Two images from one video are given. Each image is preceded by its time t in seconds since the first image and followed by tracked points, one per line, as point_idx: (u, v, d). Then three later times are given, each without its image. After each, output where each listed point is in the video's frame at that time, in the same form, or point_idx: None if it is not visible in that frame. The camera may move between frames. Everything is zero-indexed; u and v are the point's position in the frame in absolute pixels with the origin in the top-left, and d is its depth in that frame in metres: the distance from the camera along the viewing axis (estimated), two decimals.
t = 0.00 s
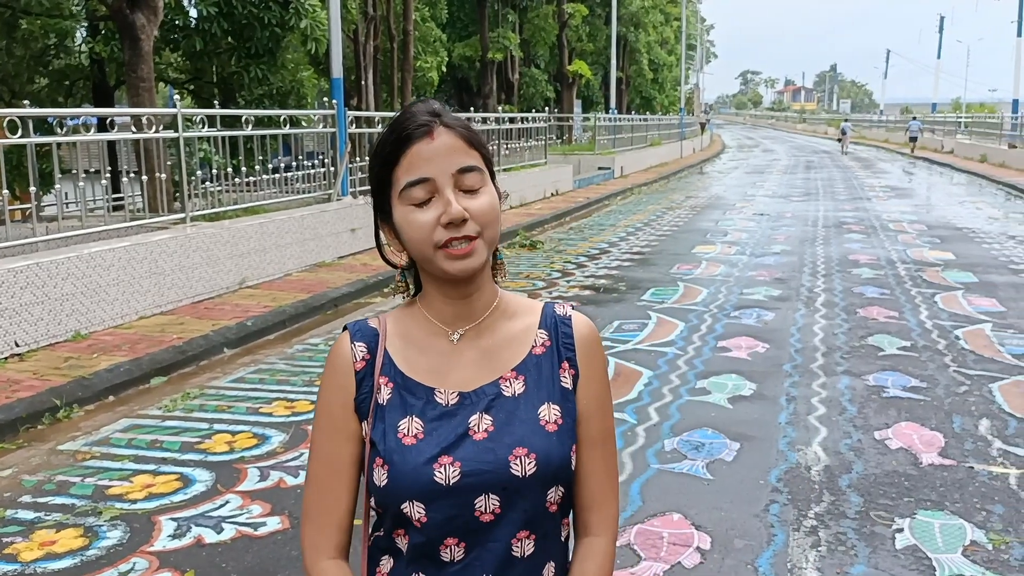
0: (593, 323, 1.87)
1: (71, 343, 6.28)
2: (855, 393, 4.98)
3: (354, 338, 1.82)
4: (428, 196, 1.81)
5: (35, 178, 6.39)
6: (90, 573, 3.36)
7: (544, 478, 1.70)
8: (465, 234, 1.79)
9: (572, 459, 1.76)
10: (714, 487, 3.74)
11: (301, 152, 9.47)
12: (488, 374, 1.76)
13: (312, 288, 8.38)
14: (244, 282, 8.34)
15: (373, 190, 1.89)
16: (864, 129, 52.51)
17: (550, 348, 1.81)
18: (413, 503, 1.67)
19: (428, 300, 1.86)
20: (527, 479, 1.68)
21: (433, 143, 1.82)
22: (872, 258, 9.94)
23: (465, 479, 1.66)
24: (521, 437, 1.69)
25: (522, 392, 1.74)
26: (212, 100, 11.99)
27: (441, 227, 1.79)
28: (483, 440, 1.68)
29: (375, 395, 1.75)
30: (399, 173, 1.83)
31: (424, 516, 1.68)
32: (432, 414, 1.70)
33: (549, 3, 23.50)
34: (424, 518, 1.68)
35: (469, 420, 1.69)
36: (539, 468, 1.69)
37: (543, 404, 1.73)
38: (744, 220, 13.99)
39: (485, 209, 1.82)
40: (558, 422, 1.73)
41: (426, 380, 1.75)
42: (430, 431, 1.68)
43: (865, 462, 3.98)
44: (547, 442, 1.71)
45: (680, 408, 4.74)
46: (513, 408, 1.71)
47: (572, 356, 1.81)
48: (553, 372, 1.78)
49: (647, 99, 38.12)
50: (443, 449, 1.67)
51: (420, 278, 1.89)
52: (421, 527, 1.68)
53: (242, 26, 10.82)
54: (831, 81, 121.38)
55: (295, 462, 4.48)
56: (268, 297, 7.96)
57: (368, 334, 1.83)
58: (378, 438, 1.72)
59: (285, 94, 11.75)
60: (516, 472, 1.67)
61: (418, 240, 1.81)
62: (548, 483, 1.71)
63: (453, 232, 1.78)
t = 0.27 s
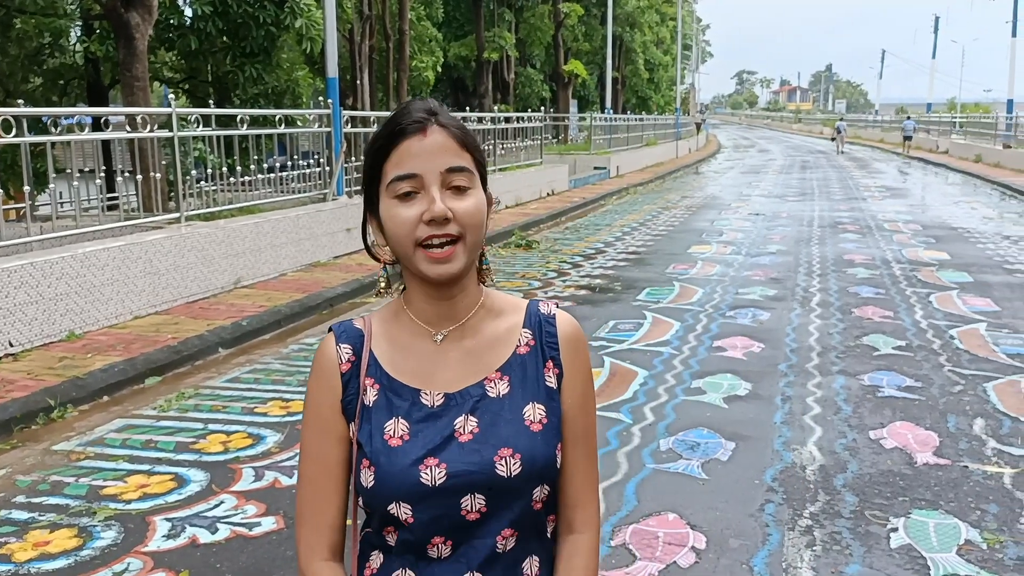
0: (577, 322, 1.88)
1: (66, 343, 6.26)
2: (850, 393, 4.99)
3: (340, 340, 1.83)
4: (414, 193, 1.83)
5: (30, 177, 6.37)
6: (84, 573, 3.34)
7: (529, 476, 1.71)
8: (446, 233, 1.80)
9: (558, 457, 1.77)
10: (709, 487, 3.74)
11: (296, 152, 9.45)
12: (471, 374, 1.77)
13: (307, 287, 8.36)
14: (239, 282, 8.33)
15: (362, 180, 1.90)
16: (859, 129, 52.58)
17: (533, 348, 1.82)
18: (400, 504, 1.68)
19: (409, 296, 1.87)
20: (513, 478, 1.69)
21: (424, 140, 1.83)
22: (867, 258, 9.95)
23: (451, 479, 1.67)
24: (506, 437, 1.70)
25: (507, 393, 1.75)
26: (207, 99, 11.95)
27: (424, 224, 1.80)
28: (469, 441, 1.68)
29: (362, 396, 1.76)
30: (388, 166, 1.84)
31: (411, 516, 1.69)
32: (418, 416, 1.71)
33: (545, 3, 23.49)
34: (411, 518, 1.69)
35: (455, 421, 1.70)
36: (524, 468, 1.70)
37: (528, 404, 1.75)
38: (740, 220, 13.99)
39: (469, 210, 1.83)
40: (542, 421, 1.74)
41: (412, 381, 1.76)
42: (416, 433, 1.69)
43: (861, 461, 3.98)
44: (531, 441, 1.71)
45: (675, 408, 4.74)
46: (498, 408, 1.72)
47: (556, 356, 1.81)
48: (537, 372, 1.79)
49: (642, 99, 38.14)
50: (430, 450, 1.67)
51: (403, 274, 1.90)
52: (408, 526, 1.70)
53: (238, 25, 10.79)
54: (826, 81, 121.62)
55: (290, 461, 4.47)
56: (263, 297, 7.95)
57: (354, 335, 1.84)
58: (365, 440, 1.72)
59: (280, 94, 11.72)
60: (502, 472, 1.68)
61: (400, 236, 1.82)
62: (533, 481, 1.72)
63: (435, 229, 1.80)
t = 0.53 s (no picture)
0: (564, 317, 1.87)
1: (57, 344, 6.23)
2: (842, 393, 5.00)
3: (328, 340, 1.81)
4: (416, 201, 1.81)
5: (21, 177, 6.33)
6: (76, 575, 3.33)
7: (519, 468, 1.70)
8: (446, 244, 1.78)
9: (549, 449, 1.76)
10: (702, 487, 3.74)
11: (289, 152, 9.43)
12: (460, 369, 1.75)
13: (300, 288, 8.34)
14: (232, 282, 8.30)
15: (362, 178, 1.87)
16: (852, 130, 52.74)
17: (521, 342, 1.81)
18: (392, 499, 1.66)
19: (400, 296, 1.86)
20: (503, 470, 1.68)
21: (431, 150, 1.80)
22: (860, 258, 9.98)
23: (442, 472, 1.65)
24: (495, 429, 1.68)
25: (495, 386, 1.73)
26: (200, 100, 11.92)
27: (423, 233, 1.78)
28: (459, 433, 1.67)
29: (350, 395, 1.74)
30: (391, 171, 1.81)
31: (403, 510, 1.67)
32: (407, 412, 1.70)
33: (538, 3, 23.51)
34: (403, 512, 1.66)
35: (444, 414, 1.69)
36: (514, 459, 1.69)
37: (517, 396, 1.73)
38: (733, 220, 14.02)
39: (468, 222, 1.82)
40: (532, 413, 1.73)
41: (401, 377, 1.74)
42: (405, 427, 1.68)
43: (852, 461, 3.99)
44: (521, 433, 1.70)
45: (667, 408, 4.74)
46: (486, 402, 1.71)
47: (544, 349, 1.81)
48: (525, 366, 1.78)
49: (636, 100, 38.18)
50: (419, 444, 1.66)
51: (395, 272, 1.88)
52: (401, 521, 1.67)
53: (231, 25, 10.77)
54: (819, 82, 121.93)
55: (283, 462, 4.46)
56: (256, 297, 7.93)
57: (342, 335, 1.82)
58: (354, 436, 1.71)
59: (273, 94, 11.65)
60: (492, 464, 1.67)
61: (398, 241, 1.81)
62: (524, 472, 1.71)
63: (435, 240, 1.78)
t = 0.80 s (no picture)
0: (576, 322, 1.85)
1: (52, 345, 6.22)
2: (837, 394, 5.00)
3: (340, 339, 1.82)
4: (427, 205, 1.80)
5: (16, 178, 6.31)
6: None
7: (525, 471, 1.68)
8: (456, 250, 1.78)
9: (556, 453, 1.75)
10: (697, 488, 3.74)
11: (284, 153, 9.43)
12: (469, 371, 1.75)
13: (295, 289, 8.34)
14: (227, 283, 8.29)
15: (374, 184, 1.87)
16: (847, 131, 52.84)
17: (531, 346, 1.79)
18: (396, 497, 1.67)
19: (411, 299, 1.85)
20: (508, 472, 1.67)
21: (442, 155, 1.80)
22: (855, 259, 10.00)
23: (447, 473, 1.65)
24: (501, 431, 1.68)
25: (504, 388, 1.73)
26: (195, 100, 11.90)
27: (434, 238, 1.78)
28: (465, 434, 1.67)
29: (358, 394, 1.76)
30: (402, 176, 1.81)
31: (408, 509, 1.67)
32: (416, 411, 1.70)
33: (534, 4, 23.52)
34: (408, 511, 1.67)
35: (451, 415, 1.69)
36: (520, 462, 1.68)
37: (525, 399, 1.72)
38: (728, 221, 14.04)
39: (479, 227, 1.81)
40: (539, 417, 1.72)
41: (409, 378, 1.74)
42: (412, 427, 1.68)
43: (847, 462, 3.99)
44: (527, 436, 1.69)
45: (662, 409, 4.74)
46: (494, 404, 1.70)
47: (554, 354, 1.79)
48: (534, 369, 1.76)
49: (631, 100, 38.22)
50: (426, 443, 1.66)
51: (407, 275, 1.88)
52: (405, 519, 1.67)
53: (226, 25, 10.75)
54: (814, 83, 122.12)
55: (277, 463, 4.45)
56: (251, 298, 7.92)
57: (353, 335, 1.83)
58: (362, 434, 1.72)
59: (268, 95, 11.66)
60: (497, 465, 1.66)
61: (409, 245, 1.80)
62: (530, 475, 1.69)
63: (445, 245, 1.78)
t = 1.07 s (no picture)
0: (609, 320, 1.85)
1: (49, 346, 6.21)
2: (834, 394, 5.01)
3: (373, 324, 1.82)
4: (466, 196, 1.80)
5: (14, 179, 6.30)
6: None
7: (553, 464, 1.69)
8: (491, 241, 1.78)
9: (583, 448, 1.75)
10: (695, 488, 3.74)
11: (282, 153, 9.43)
12: (502, 361, 1.75)
13: (293, 290, 8.34)
14: (225, 284, 8.28)
15: (417, 172, 1.88)
16: (845, 132, 52.89)
17: (564, 341, 1.79)
18: (425, 483, 1.67)
19: (447, 288, 1.86)
20: (536, 465, 1.67)
21: (484, 148, 1.80)
22: (852, 259, 10.01)
23: (476, 462, 1.66)
24: (532, 424, 1.68)
25: (536, 381, 1.73)
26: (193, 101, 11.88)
27: (469, 229, 1.78)
28: (496, 425, 1.67)
29: (390, 379, 1.76)
30: (444, 167, 1.82)
31: (435, 496, 1.68)
32: (447, 398, 1.70)
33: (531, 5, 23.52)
34: (435, 498, 1.67)
35: (482, 405, 1.69)
36: (549, 455, 1.68)
37: (556, 393, 1.72)
38: (726, 222, 14.05)
39: (515, 221, 1.80)
40: (569, 411, 1.72)
41: (442, 365, 1.75)
42: (444, 414, 1.69)
43: (844, 462, 4.00)
44: (557, 430, 1.69)
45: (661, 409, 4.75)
46: (525, 395, 1.71)
47: (587, 349, 1.79)
48: (567, 363, 1.76)
49: (629, 101, 38.24)
50: (456, 431, 1.67)
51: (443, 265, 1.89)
52: (431, 506, 1.68)
53: (224, 26, 10.75)
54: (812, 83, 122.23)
55: (275, 464, 4.44)
56: (249, 299, 7.92)
57: (387, 320, 1.83)
58: (393, 420, 1.72)
59: (265, 95, 11.67)
60: (526, 457, 1.66)
61: (445, 235, 1.81)
62: (557, 469, 1.70)
63: (481, 236, 1.78)
